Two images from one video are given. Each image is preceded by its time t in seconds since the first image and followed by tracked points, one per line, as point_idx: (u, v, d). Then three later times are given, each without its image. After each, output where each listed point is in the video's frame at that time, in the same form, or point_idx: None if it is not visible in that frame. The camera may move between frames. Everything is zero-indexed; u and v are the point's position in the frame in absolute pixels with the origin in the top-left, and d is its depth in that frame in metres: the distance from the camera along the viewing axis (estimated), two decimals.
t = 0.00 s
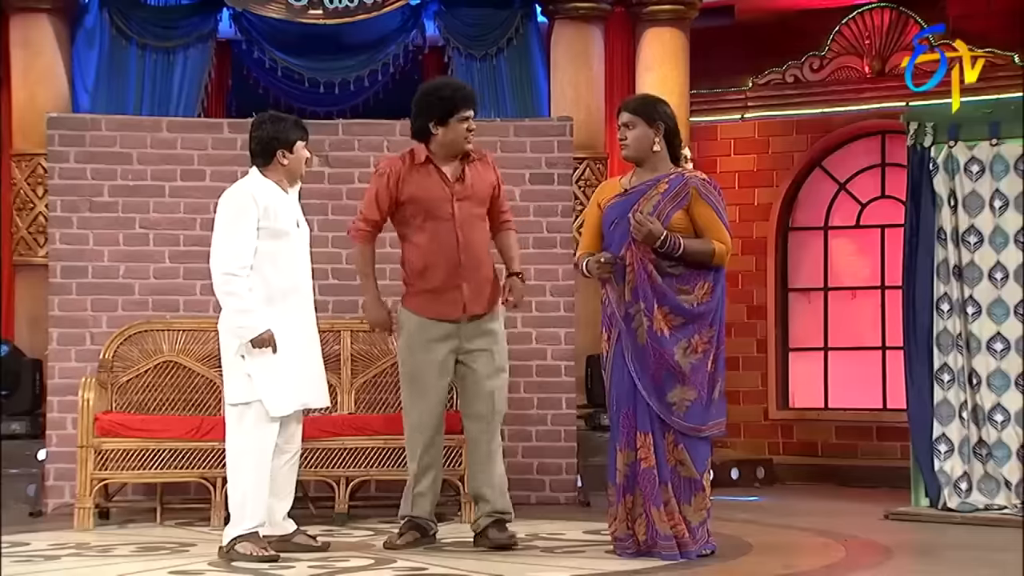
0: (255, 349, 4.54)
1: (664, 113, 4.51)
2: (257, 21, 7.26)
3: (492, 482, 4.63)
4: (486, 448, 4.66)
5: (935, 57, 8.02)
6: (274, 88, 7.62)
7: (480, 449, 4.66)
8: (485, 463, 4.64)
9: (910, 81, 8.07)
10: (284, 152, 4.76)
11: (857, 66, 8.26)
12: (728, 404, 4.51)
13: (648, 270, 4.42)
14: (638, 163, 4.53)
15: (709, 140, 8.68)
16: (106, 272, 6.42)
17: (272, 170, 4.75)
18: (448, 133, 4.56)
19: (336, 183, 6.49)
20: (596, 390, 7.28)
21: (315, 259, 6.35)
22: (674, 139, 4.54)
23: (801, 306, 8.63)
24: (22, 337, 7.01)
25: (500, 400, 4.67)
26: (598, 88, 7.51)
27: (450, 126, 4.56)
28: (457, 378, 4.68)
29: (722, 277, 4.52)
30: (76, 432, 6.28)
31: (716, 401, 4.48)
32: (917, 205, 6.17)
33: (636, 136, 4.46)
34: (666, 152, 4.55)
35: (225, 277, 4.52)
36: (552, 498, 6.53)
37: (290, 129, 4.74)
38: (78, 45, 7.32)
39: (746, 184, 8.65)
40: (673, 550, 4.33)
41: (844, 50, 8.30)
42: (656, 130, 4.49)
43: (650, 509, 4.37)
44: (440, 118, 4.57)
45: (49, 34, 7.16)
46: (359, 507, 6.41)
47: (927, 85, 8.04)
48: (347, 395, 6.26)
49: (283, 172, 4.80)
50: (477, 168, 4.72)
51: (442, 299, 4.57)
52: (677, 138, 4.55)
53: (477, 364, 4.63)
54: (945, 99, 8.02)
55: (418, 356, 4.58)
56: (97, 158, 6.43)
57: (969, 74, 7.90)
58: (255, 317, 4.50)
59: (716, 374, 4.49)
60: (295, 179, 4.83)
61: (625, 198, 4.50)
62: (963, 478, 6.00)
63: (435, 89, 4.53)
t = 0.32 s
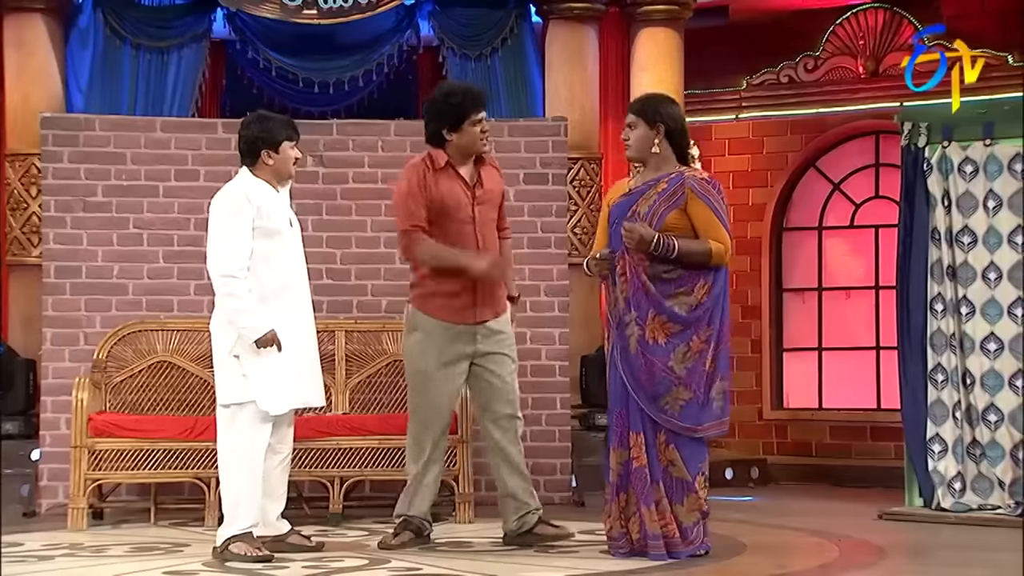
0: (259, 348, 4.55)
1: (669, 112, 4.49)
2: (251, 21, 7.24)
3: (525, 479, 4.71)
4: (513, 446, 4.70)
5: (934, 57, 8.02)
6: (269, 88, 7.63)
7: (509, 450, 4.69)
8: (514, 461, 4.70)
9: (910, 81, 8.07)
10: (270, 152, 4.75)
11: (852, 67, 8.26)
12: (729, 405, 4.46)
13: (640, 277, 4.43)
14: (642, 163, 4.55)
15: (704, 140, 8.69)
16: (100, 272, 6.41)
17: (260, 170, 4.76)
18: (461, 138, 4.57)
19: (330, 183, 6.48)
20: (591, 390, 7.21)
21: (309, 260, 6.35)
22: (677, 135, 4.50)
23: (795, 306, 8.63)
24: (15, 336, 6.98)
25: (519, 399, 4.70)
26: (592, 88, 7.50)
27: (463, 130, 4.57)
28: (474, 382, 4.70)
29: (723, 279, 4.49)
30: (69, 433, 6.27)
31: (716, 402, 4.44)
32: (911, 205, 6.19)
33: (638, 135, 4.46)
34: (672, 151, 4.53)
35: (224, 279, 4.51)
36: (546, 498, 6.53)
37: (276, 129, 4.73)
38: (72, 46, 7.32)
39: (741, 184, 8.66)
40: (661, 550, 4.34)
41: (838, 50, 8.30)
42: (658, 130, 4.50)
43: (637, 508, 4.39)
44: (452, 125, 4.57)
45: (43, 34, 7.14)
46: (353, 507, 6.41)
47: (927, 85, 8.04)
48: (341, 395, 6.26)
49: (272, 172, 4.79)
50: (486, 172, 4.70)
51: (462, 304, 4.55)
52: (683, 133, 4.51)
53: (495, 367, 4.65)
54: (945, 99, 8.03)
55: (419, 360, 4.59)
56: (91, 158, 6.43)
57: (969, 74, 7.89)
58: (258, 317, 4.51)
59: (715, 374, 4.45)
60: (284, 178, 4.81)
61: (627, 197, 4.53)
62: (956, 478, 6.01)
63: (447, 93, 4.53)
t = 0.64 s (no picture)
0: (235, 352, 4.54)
1: (683, 114, 4.49)
2: (243, 20, 7.23)
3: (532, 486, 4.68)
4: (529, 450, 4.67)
5: (934, 57, 7.98)
6: (261, 88, 7.60)
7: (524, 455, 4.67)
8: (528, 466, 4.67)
9: (910, 81, 8.05)
10: (259, 152, 4.75)
11: (844, 67, 8.24)
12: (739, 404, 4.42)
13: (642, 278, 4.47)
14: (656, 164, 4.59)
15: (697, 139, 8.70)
16: (92, 272, 6.40)
17: (248, 170, 4.75)
18: (497, 139, 4.59)
19: (322, 184, 6.48)
20: (582, 391, 7.20)
21: (300, 260, 6.34)
22: (689, 136, 4.50)
23: (787, 306, 8.64)
24: (7, 336, 6.93)
25: (543, 406, 4.66)
26: (585, 89, 7.50)
27: (499, 132, 4.59)
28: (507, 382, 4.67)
29: (732, 277, 4.44)
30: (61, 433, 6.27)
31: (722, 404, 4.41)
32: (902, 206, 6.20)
33: (650, 137, 4.49)
34: (685, 151, 4.53)
35: (206, 279, 4.51)
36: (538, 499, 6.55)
37: (265, 129, 4.72)
38: (63, 46, 7.27)
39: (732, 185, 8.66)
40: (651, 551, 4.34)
41: (830, 51, 8.29)
42: (669, 132, 4.52)
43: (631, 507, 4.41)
44: (487, 126, 4.60)
45: (34, 33, 7.09)
46: (345, 507, 6.41)
47: (927, 85, 8.02)
48: (334, 395, 6.25)
49: (261, 173, 4.78)
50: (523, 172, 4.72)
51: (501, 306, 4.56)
52: (697, 132, 4.51)
53: (523, 366, 4.63)
54: (945, 99, 7.99)
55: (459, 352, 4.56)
56: (82, 159, 6.42)
57: (969, 74, 7.87)
58: (238, 320, 4.51)
59: (725, 374, 4.41)
60: (275, 179, 4.80)
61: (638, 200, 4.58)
62: (948, 478, 6.03)
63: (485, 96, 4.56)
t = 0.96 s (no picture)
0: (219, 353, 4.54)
1: (696, 118, 4.53)
2: (236, 20, 7.18)
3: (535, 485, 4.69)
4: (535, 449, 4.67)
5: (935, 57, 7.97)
6: (253, 88, 7.59)
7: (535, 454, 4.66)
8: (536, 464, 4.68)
9: (910, 81, 8.02)
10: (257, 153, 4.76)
11: (836, 67, 8.21)
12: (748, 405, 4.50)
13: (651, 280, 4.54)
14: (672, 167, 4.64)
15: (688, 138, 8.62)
16: (84, 272, 6.39)
17: (244, 170, 4.77)
18: (524, 136, 4.57)
19: (315, 184, 6.47)
20: (575, 390, 7.21)
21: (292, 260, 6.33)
22: (703, 139, 4.53)
23: (780, 307, 8.64)
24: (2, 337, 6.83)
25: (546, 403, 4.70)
26: (577, 89, 7.49)
27: (527, 128, 4.57)
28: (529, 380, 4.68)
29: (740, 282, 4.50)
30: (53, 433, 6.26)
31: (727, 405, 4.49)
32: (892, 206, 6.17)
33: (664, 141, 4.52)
34: (700, 154, 4.55)
35: (195, 278, 4.51)
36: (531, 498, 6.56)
37: (265, 130, 4.75)
38: (56, 45, 7.20)
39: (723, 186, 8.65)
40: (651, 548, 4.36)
41: (822, 52, 8.26)
42: (683, 136, 4.56)
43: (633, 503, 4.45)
44: (517, 121, 4.55)
45: (26, 32, 7.00)
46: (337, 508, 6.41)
47: (927, 85, 7.99)
48: (326, 395, 6.25)
49: (258, 174, 4.81)
50: (542, 171, 4.73)
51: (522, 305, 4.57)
52: (709, 137, 4.52)
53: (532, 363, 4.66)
54: (945, 99, 7.99)
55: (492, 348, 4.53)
56: (74, 158, 6.41)
57: (969, 74, 7.87)
58: (222, 321, 4.49)
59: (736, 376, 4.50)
60: (271, 181, 4.83)
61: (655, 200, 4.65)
62: (940, 478, 6.04)
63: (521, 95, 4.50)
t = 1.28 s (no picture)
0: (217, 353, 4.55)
1: (706, 121, 4.63)
2: (228, 20, 7.17)
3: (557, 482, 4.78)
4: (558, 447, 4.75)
5: (935, 56, 7.78)
6: (245, 88, 7.56)
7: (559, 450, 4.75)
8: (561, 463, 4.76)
9: (910, 81, 7.94)
10: (250, 153, 4.78)
11: (828, 68, 8.22)
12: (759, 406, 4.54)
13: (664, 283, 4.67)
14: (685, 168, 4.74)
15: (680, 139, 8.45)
16: (76, 272, 6.38)
17: (237, 171, 4.79)
18: (530, 128, 4.68)
19: (307, 184, 6.47)
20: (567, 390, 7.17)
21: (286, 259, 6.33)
22: (714, 142, 4.64)
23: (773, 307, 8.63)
24: None
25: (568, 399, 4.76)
26: (571, 90, 7.45)
27: (534, 118, 4.67)
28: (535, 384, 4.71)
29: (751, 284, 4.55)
30: (44, 434, 6.24)
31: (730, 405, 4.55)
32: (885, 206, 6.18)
33: (674, 145, 4.64)
34: (711, 155, 4.67)
35: (191, 278, 4.53)
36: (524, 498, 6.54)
37: (257, 130, 4.75)
38: (46, 44, 7.16)
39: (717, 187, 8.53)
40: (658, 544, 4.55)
41: (814, 52, 8.26)
42: (694, 139, 4.66)
43: (645, 500, 4.63)
44: (522, 112, 4.68)
45: (19, 32, 6.94)
46: (330, 508, 6.40)
47: (927, 85, 7.87)
48: (319, 395, 6.27)
49: (250, 174, 4.82)
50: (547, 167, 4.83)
51: (539, 301, 4.64)
52: (722, 139, 4.64)
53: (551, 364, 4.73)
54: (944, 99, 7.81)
55: (501, 356, 4.57)
56: (66, 158, 6.40)
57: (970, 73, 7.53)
58: (219, 321, 4.51)
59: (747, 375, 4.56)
60: (264, 180, 4.84)
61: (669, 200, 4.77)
62: (932, 478, 6.05)
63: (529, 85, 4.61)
